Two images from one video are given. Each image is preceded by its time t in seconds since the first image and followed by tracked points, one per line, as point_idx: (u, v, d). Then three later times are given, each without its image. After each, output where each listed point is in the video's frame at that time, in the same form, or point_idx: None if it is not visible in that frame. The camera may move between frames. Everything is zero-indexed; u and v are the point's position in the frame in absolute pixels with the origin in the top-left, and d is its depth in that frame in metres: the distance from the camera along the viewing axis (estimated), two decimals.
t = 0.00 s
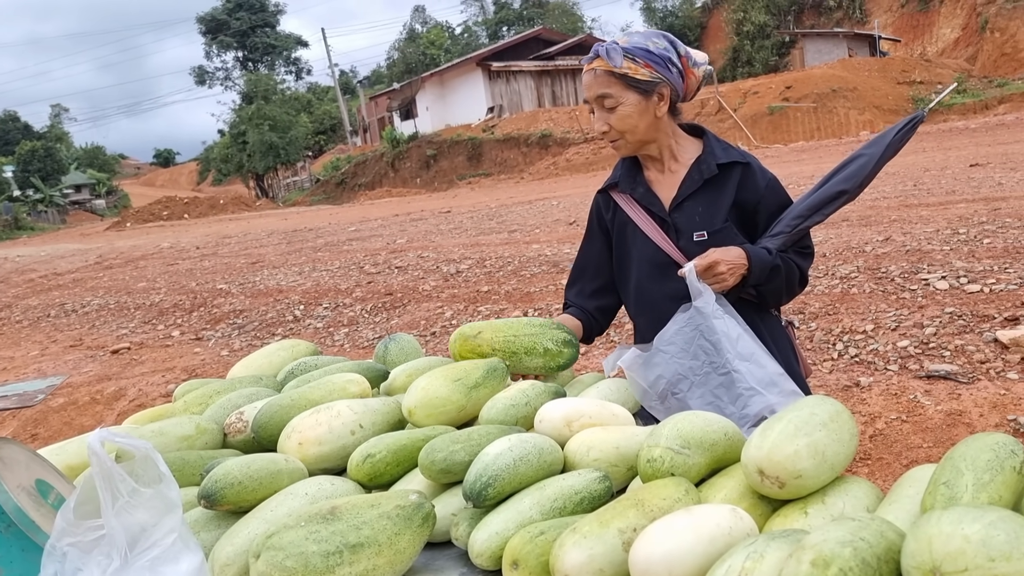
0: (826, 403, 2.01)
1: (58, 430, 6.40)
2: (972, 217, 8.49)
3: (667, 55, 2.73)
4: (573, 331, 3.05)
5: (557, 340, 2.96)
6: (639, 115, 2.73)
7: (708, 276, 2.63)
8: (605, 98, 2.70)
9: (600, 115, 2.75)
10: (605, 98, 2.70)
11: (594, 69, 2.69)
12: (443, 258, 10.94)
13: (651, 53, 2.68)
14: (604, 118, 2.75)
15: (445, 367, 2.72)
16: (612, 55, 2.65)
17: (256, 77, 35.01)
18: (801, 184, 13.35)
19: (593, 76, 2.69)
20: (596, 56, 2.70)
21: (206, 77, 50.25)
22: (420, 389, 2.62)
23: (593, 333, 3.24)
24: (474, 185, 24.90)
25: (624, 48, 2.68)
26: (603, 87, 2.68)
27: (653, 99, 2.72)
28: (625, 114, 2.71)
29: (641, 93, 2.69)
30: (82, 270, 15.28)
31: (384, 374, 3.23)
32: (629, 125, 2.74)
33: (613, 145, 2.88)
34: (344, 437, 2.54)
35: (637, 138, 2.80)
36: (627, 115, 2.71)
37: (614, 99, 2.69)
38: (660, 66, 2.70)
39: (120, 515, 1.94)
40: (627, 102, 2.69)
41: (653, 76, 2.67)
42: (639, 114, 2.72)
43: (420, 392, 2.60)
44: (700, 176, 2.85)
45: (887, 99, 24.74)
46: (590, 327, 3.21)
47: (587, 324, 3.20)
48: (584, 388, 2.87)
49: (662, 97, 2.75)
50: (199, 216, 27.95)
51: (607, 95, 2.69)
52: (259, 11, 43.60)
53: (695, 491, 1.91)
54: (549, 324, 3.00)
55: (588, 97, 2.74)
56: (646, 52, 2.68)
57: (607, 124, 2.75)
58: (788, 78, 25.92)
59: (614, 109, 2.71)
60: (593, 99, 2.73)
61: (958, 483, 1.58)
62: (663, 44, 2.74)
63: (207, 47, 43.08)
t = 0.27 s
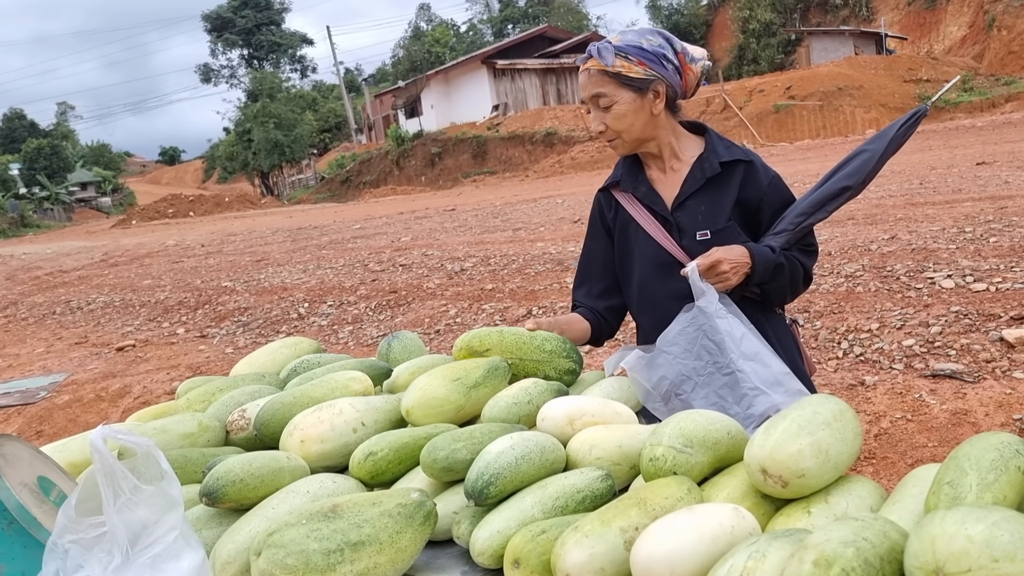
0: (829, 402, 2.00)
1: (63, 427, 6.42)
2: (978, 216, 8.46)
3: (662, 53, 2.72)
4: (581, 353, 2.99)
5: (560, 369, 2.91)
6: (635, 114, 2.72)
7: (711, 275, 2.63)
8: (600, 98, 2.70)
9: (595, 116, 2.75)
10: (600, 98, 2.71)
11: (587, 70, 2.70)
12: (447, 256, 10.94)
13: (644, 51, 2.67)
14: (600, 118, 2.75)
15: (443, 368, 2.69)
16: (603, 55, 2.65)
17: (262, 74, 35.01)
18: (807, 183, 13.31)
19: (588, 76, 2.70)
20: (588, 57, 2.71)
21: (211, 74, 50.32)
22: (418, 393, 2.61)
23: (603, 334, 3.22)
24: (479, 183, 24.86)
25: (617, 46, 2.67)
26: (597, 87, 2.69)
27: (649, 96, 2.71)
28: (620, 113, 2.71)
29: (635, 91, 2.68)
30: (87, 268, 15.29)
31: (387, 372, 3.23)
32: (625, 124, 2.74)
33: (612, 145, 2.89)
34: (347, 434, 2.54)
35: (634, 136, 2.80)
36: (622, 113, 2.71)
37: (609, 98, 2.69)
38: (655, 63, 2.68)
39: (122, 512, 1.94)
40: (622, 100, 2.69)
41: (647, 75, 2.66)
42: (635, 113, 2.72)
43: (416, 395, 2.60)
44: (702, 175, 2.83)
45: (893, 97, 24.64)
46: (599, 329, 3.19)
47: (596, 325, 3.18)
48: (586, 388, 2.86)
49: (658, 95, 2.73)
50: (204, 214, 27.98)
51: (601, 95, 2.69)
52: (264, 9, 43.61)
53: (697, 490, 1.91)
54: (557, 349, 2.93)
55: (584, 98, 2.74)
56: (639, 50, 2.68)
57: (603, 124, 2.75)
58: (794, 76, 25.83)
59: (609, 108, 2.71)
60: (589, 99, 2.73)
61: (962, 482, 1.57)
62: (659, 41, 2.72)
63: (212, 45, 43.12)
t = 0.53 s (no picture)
0: (824, 402, 1.99)
1: (61, 424, 6.42)
2: (977, 216, 8.45)
3: (657, 52, 2.71)
4: (582, 352, 2.99)
5: (563, 371, 2.92)
6: (630, 115, 2.72)
7: (701, 276, 2.64)
8: (595, 99, 2.69)
9: (590, 116, 2.74)
10: (595, 100, 2.69)
11: (582, 71, 2.68)
12: (446, 254, 10.93)
13: (639, 51, 2.66)
14: (595, 119, 2.74)
15: (435, 374, 2.68)
16: (598, 56, 2.64)
17: (261, 71, 34.95)
18: (805, 182, 13.30)
19: (582, 77, 2.69)
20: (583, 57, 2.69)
21: (211, 71, 50.26)
22: (411, 397, 2.61)
23: (597, 329, 3.23)
24: (478, 180, 24.84)
25: (613, 47, 2.66)
26: (592, 88, 2.67)
27: (644, 97, 2.70)
28: (615, 115, 2.71)
29: (630, 92, 2.67)
30: (86, 265, 15.28)
31: (383, 370, 3.22)
32: (620, 125, 2.74)
33: (606, 145, 2.88)
34: (343, 432, 2.54)
35: (629, 137, 2.79)
36: (617, 114, 2.70)
37: (604, 100, 2.68)
38: (650, 63, 2.67)
39: (115, 510, 1.94)
40: (617, 102, 2.68)
41: (643, 75, 2.65)
42: (629, 113, 2.71)
43: (408, 402, 2.60)
44: (696, 174, 2.83)
45: (893, 96, 24.61)
46: (592, 325, 3.20)
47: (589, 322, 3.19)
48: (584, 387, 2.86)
49: (654, 95, 2.73)
50: (203, 211, 27.95)
51: (596, 96, 2.68)
52: (264, 6, 43.53)
53: (691, 490, 1.90)
54: (558, 353, 2.92)
55: (579, 98, 2.73)
56: (634, 50, 2.66)
57: (598, 125, 2.74)
58: (794, 75, 25.81)
59: (604, 110, 2.70)
60: (583, 100, 2.72)
61: (955, 483, 1.57)
62: (654, 40, 2.71)
63: (212, 41, 43.06)
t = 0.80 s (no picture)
0: (815, 405, 1.99)
1: (55, 423, 6.40)
2: (972, 218, 8.47)
3: (654, 56, 2.71)
4: (575, 353, 2.99)
5: (557, 372, 2.92)
6: (625, 119, 2.72)
7: (692, 280, 2.65)
8: (591, 101, 2.68)
9: (584, 119, 2.74)
10: (591, 102, 2.68)
11: (579, 72, 2.67)
12: (441, 254, 10.93)
13: (637, 55, 2.66)
14: (590, 121, 2.74)
15: (427, 376, 2.67)
16: (598, 59, 2.62)
17: (257, 70, 34.87)
18: (800, 182, 13.33)
19: (578, 79, 2.68)
20: (581, 59, 2.68)
21: (206, 69, 50.13)
22: (404, 399, 2.61)
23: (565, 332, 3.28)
24: (474, 180, 24.82)
25: (611, 50, 2.65)
26: (589, 90, 2.66)
27: (640, 101, 2.71)
28: (610, 118, 2.70)
29: (627, 96, 2.67)
30: (80, 263, 15.24)
31: (376, 372, 3.22)
32: (614, 128, 2.73)
33: (599, 147, 2.88)
34: (336, 433, 2.53)
35: (623, 140, 2.80)
36: (612, 119, 2.70)
37: (600, 103, 2.67)
38: (647, 67, 2.68)
39: (107, 512, 1.94)
40: (614, 105, 2.67)
41: (640, 79, 2.64)
42: (624, 117, 2.71)
43: (401, 404, 2.59)
44: (687, 178, 2.83)
45: (889, 97, 24.65)
46: (559, 327, 3.24)
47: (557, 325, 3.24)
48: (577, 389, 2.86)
49: (648, 100, 2.73)
50: (199, 210, 27.88)
51: (592, 99, 2.67)
52: (260, 4, 43.42)
53: (683, 493, 1.90)
54: (551, 354, 2.92)
55: (574, 100, 2.72)
56: (632, 53, 2.66)
57: (592, 128, 2.74)
58: (790, 76, 25.85)
59: (600, 113, 2.70)
60: (578, 102, 2.71)
61: (945, 487, 1.57)
62: (651, 44, 2.71)
63: (208, 40, 42.95)
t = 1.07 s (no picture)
0: (804, 406, 1.98)
1: (43, 424, 6.35)
2: (962, 218, 8.50)
3: (644, 56, 2.70)
4: (565, 354, 2.97)
5: (546, 373, 2.90)
6: (616, 119, 2.71)
7: (679, 280, 2.64)
8: (582, 101, 2.66)
9: (574, 118, 2.73)
10: (582, 102, 2.67)
11: (570, 71, 2.65)
12: (433, 253, 10.90)
13: (628, 55, 2.65)
14: (579, 120, 2.72)
15: (415, 377, 2.65)
16: (590, 59, 2.59)
17: (248, 69, 34.78)
18: (792, 182, 13.35)
19: (569, 78, 2.66)
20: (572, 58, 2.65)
21: (197, 68, 49.92)
22: (390, 400, 2.59)
23: (536, 327, 3.28)
24: (467, 180, 24.78)
25: (602, 50, 2.63)
26: (580, 90, 2.64)
27: (631, 101, 2.69)
28: (602, 118, 2.69)
29: (619, 96, 2.66)
30: (70, 263, 15.14)
31: (365, 373, 3.19)
32: (605, 126, 2.71)
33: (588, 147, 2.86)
34: (322, 435, 2.51)
35: (612, 141, 2.78)
36: (603, 118, 2.69)
37: (591, 103, 2.66)
38: (638, 68, 2.66)
39: (88, 515, 1.91)
40: (605, 106, 2.66)
41: (631, 79, 2.63)
42: (615, 118, 2.69)
43: (389, 404, 2.57)
44: (675, 178, 2.82)
45: (880, 98, 24.74)
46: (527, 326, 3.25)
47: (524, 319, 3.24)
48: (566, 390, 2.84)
49: (639, 100, 2.72)
50: (190, 209, 27.77)
51: (584, 99, 2.65)
52: (251, 3, 43.26)
53: (671, 496, 1.89)
54: (540, 355, 2.91)
55: (564, 100, 2.70)
56: (623, 53, 2.64)
57: (582, 127, 2.72)
58: (782, 76, 25.93)
59: (591, 113, 2.69)
60: (569, 101, 2.69)
61: (934, 489, 1.56)
62: (641, 43, 2.70)
63: (199, 38, 42.76)
